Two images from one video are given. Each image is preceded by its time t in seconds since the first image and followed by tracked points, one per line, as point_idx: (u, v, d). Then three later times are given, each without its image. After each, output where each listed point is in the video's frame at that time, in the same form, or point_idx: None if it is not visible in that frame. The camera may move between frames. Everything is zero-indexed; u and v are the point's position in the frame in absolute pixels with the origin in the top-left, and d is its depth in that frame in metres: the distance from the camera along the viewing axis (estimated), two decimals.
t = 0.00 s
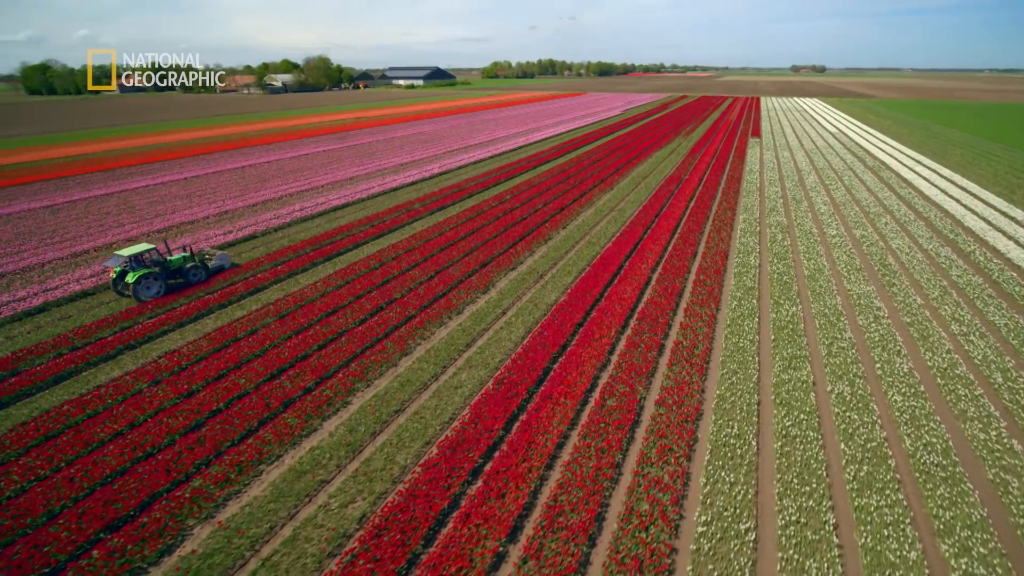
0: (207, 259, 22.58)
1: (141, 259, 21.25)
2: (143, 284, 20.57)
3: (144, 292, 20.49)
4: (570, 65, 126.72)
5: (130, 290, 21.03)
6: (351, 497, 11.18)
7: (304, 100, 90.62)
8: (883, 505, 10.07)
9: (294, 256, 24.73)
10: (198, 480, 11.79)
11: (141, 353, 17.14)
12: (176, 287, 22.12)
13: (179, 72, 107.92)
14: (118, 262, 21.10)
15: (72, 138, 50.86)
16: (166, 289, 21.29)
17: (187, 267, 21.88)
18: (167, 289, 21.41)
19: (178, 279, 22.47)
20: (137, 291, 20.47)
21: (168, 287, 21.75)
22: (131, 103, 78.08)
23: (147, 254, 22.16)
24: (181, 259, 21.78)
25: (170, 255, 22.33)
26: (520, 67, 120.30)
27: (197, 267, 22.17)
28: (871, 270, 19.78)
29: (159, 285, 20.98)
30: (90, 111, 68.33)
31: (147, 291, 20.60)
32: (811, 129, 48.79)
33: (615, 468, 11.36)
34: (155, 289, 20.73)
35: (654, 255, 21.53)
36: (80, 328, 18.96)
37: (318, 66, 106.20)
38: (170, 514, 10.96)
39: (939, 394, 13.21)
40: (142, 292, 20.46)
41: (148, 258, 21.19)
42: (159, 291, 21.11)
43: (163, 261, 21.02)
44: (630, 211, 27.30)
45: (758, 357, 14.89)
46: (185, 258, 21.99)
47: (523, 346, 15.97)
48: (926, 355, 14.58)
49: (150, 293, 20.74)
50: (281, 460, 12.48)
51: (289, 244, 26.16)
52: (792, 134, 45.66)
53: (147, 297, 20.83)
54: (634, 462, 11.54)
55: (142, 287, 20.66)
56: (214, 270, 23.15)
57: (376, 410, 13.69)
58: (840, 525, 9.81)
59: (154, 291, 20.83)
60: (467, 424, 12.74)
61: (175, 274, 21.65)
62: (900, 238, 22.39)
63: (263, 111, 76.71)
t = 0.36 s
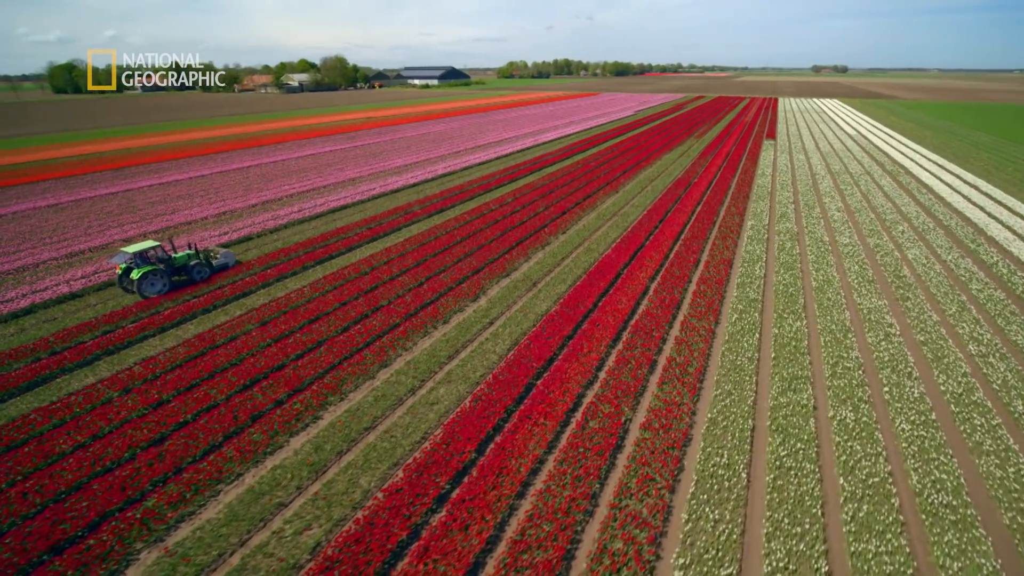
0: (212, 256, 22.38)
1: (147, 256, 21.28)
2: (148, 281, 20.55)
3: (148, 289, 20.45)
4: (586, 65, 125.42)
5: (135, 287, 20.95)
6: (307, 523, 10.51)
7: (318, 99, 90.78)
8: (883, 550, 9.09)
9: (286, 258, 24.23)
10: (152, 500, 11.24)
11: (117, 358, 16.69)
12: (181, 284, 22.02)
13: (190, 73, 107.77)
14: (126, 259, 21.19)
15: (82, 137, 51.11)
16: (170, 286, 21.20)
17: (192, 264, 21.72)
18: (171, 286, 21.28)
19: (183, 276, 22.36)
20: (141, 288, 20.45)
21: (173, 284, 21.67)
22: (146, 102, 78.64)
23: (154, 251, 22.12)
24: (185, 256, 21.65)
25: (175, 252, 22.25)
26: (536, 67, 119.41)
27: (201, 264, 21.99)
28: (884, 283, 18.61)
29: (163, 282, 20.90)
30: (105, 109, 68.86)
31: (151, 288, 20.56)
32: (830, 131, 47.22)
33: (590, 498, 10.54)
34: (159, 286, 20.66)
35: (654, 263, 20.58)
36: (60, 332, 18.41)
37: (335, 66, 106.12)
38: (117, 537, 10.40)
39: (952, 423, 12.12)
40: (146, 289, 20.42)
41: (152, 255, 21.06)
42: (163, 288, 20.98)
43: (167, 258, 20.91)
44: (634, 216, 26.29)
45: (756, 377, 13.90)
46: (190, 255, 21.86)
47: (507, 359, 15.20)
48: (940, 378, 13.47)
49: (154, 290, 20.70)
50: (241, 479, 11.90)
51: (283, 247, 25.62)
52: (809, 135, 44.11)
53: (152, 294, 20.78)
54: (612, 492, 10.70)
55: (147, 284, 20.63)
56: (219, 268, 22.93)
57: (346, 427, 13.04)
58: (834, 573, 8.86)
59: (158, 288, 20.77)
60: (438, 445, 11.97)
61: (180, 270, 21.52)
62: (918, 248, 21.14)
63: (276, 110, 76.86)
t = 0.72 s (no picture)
0: (217, 254, 22.49)
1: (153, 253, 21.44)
2: (153, 277, 20.66)
3: (152, 285, 20.55)
4: (603, 66, 124.05)
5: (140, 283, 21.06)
6: (255, 551, 9.89)
7: (332, 98, 90.86)
8: None
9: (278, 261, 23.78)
10: (101, 519, 10.74)
11: (93, 364, 16.33)
12: (186, 281, 22.13)
13: (201, 72, 107.08)
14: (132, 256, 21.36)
15: (95, 136, 51.44)
16: (175, 282, 21.32)
17: (196, 261, 21.86)
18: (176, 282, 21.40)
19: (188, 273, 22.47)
20: (147, 284, 20.56)
21: (177, 281, 21.79)
22: (162, 101, 79.25)
23: (159, 248, 22.23)
24: (191, 253, 21.80)
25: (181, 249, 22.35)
26: (552, 66, 118.41)
27: (206, 262, 22.12)
28: (896, 299, 17.47)
29: (168, 278, 21.02)
30: (121, 107, 69.49)
31: (156, 284, 20.66)
32: (850, 133, 45.60)
33: (558, 532, 9.74)
34: (164, 282, 20.74)
35: (652, 272, 19.64)
36: (42, 335, 18.05)
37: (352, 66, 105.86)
38: (58, 559, 9.91)
39: (962, 457, 11.06)
40: (151, 285, 20.54)
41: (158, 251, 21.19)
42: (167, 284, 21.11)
43: (173, 255, 21.04)
44: (636, 221, 25.30)
45: (751, 400, 12.94)
46: (195, 252, 21.98)
47: (487, 374, 14.46)
48: (952, 406, 12.37)
49: (159, 286, 20.81)
50: (196, 499, 11.39)
51: (277, 249, 25.17)
52: (827, 138, 42.58)
53: (156, 290, 20.88)
54: (582, 527, 9.88)
55: (152, 280, 20.75)
56: (223, 266, 23.01)
57: (310, 444, 12.44)
58: None
59: (163, 284, 20.88)
60: (401, 468, 11.29)
61: (184, 267, 21.63)
62: (936, 260, 19.89)
63: (289, 109, 76.95)
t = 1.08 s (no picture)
0: (222, 251, 22.47)
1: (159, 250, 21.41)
2: (159, 274, 20.61)
3: (158, 282, 20.50)
4: (619, 66, 122.57)
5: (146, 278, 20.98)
6: None
7: (346, 98, 90.97)
8: None
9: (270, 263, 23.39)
10: (48, 536, 10.30)
11: (69, 368, 16.02)
12: (191, 278, 22.07)
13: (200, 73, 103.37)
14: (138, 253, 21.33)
15: (108, 135, 51.85)
16: (180, 279, 21.24)
17: (201, 258, 21.84)
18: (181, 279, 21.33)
19: (193, 270, 22.43)
20: (153, 281, 20.50)
21: (183, 277, 21.73)
22: (179, 100, 79.94)
23: (165, 244, 22.12)
24: (196, 250, 21.79)
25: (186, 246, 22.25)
26: (568, 66, 117.32)
27: (211, 259, 22.10)
28: (907, 315, 16.41)
29: (174, 275, 20.96)
30: (137, 107, 70.20)
31: (162, 280, 20.61)
32: (869, 136, 43.99)
33: (518, 567, 9.03)
34: (170, 278, 20.69)
35: (649, 281, 18.79)
36: (24, 336, 17.64)
37: (370, 66, 105.00)
38: None
39: (970, 495, 10.09)
40: (157, 282, 20.48)
41: (164, 248, 21.10)
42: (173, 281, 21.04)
43: (178, 251, 21.00)
44: (638, 227, 24.39)
45: (741, 424, 12.07)
46: (201, 249, 21.96)
47: (464, 387, 13.80)
48: (960, 436, 11.38)
49: (165, 283, 20.75)
50: (149, 515, 10.92)
51: (270, 250, 24.77)
52: (846, 141, 41.10)
53: (162, 286, 20.81)
54: (545, 562, 9.16)
55: (158, 276, 20.69)
56: (227, 263, 22.96)
57: (272, 460, 11.92)
58: None
59: (168, 280, 20.82)
60: (360, 491, 10.70)
61: (190, 264, 21.57)
62: (952, 273, 18.74)
63: (303, 108, 77.10)
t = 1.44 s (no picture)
0: (228, 247, 22.42)
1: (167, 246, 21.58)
2: (165, 269, 20.78)
3: (164, 277, 20.67)
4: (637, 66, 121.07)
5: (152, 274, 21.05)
6: None
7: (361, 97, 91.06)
8: None
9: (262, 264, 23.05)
10: None
11: (46, 371, 15.75)
12: (198, 274, 22.09)
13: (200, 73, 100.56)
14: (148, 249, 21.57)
15: (121, 134, 52.29)
16: (186, 275, 21.25)
17: (207, 254, 21.81)
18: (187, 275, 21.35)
19: (200, 266, 22.43)
20: (159, 276, 20.68)
21: (189, 273, 21.80)
22: (195, 99, 80.70)
23: (172, 241, 22.18)
24: (202, 246, 21.79)
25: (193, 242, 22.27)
26: (584, 66, 116.13)
27: (217, 255, 22.07)
28: (917, 332, 15.38)
29: (180, 271, 21.09)
30: (154, 106, 70.95)
31: (168, 276, 20.76)
32: (890, 138, 42.41)
33: None
34: (177, 274, 20.83)
35: (644, 290, 17.98)
36: (8, 337, 17.43)
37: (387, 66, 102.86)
38: None
39: (975, 536, 9.16)
40: (163, 277, 20.66)
41: (170, 244, 21.14)
42: (179, 277, 21.07)
43: (184, 248, 21.09)
44: (638, 232, 23.53)
45: (727, 448, 11.25)
46: (207, 245, 21.94)
47: (439, 401, 13.19)
48: (967, 468, 10.43)
49: (172, 278, 20.91)
50: (100, 530, 10.50)
51: (264, 250, 24.43)
52: (865, 143, 39.63)
53: (169, 282, 20.98)
54: None
55: (164, 272, 20.86)
56: (233, 259, 22.88)
57: (231, 475, 11.46)
58: None
59: (175, 276, 20.97)
60: (314, 512, 10.16)
61: (196, 260, 21.57)
62: (970, 287, 17.62)
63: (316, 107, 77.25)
